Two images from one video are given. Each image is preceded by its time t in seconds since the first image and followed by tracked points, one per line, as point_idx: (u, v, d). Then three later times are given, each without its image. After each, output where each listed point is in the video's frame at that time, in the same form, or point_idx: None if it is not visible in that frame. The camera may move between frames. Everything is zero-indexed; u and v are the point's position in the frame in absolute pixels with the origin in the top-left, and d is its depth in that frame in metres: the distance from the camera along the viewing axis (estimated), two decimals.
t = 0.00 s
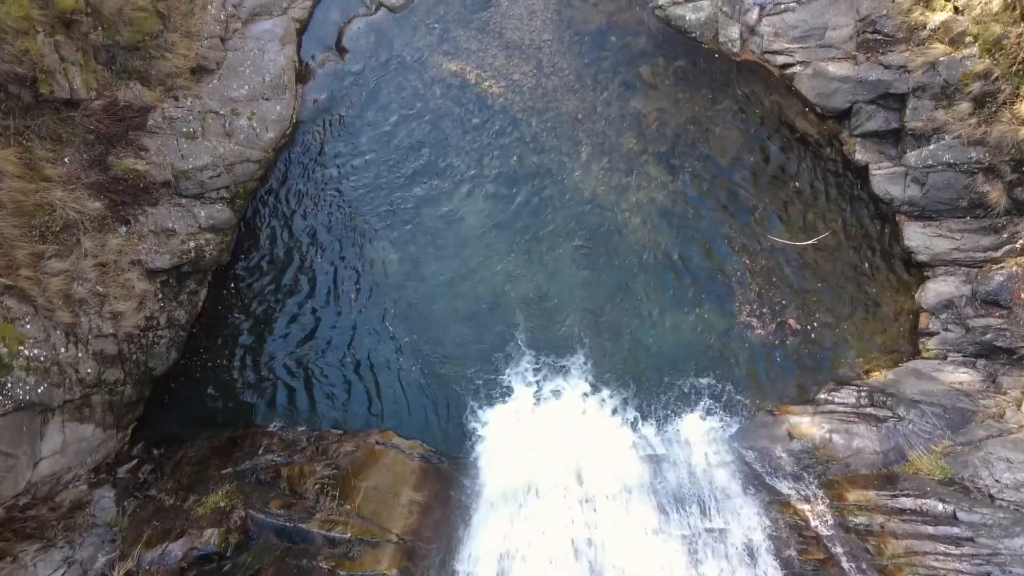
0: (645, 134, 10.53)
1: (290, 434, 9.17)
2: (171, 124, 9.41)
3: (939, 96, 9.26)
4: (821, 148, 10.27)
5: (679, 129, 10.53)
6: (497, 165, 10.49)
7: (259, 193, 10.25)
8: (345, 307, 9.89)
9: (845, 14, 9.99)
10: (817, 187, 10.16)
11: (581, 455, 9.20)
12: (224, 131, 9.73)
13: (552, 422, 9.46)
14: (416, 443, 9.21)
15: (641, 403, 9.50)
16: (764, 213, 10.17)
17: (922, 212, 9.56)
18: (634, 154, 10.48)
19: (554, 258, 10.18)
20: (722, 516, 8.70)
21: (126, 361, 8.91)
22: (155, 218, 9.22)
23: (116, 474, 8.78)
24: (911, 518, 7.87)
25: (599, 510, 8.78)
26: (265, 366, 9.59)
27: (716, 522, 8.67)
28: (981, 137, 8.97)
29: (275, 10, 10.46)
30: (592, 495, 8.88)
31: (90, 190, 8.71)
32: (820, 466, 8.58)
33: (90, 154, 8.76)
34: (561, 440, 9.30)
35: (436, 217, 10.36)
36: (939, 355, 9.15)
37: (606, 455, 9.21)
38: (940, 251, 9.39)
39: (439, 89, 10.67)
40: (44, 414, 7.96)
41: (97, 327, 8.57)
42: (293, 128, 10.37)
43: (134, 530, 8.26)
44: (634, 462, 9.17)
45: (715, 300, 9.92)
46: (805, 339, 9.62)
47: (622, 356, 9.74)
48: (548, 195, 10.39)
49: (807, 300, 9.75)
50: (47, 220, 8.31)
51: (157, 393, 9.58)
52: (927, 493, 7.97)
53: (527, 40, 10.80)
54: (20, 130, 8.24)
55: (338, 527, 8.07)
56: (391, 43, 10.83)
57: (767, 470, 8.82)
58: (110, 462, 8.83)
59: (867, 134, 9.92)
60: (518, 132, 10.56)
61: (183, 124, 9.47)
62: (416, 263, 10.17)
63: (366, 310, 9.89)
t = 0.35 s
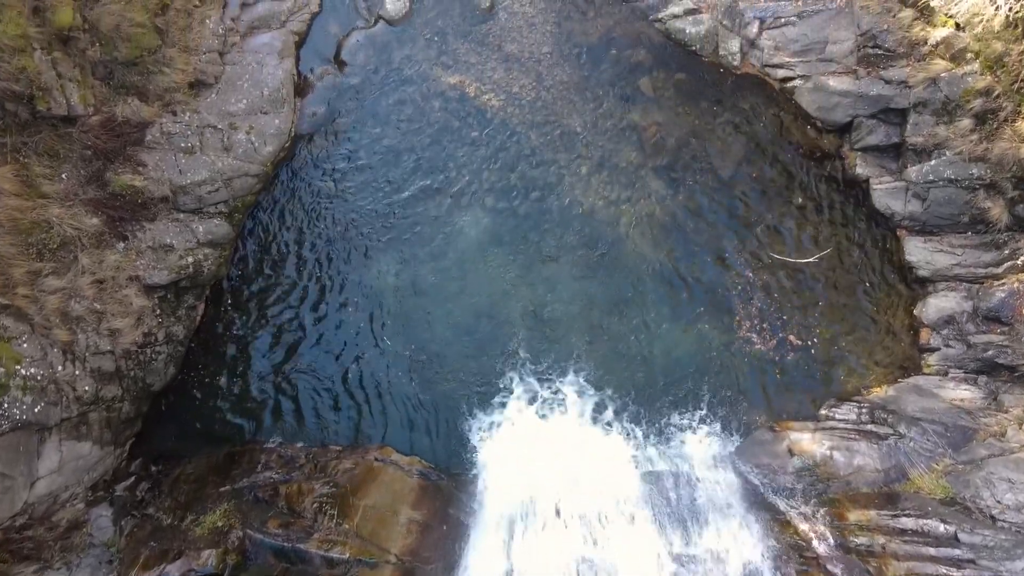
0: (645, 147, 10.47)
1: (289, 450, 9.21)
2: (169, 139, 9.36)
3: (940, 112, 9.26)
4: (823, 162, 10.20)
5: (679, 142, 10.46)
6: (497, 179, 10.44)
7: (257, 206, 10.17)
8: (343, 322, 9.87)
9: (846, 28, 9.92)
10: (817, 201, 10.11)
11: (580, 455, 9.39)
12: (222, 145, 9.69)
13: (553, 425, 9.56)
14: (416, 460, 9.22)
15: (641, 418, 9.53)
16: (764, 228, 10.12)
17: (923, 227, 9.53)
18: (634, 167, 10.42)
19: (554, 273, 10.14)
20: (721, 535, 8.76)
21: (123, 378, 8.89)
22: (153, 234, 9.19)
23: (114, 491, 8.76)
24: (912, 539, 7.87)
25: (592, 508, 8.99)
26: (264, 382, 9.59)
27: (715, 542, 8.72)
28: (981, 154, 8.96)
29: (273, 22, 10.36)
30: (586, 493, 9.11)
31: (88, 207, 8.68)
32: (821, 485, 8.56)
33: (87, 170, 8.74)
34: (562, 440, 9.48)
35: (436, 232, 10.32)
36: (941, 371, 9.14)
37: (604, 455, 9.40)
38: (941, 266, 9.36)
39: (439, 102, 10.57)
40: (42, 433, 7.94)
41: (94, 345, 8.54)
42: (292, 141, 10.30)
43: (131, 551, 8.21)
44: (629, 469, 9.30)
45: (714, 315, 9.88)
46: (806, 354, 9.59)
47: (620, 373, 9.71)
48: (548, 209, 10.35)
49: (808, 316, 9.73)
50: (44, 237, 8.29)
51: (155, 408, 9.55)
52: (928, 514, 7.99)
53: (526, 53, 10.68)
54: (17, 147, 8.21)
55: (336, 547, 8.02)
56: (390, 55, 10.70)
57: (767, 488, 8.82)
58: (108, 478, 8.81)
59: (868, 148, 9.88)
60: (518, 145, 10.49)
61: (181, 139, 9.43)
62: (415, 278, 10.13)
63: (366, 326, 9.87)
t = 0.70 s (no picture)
0: (645, 161, 10.43)
1: (287, 467, 9.22)
2: (167, 154, 9.31)
3: (941, 128, 9.23)
4: (823, 175, 10.17)
5: (679, 156, 10.41)
6: (496, 193, 10.39)
7: (255, 221, 10.13)
8: (342, 337, 9.85)
9: (846, 43, 9.90)
10: (817, 216, 10.08)
11: (580, 455, 9.47)
12: (221, 160, 9.63)
13: (553, 429, 9.59)
14: (414, 477, 9.23)
15: (641, 433, 9.51)
16: (764, 242, 10.08)
17: (925, 242, 9.49)
18: (635, 181, 10.38)
19: (553, 287, 10.10)
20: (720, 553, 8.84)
21: (121, 395, 8.87)
22: (151, 250, 9.15)
23: (112, 509, 8.75)
24: (913, 559, 7.88)
25: (586, 509, 9.09)
26: (263, 398, 9.58)
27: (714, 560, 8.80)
28: (983, 172, 8.88)
29: (272, 36, 10.30)
30: (582, 494, 9.21)
31: (86, 224, 8.64)
32: (822, 504, 8.57)
33: (85, 186, 8.70)
34: (562, 440, 9.55)
35: (435, 246, 10.28)
36: (942, 388, 9.13)
37: (603, 456, 9.46)
38: (942, 282, 9.32)
39: (438, 116, 10.54)
40: (38, 452, 7.91)
41: (91, 362, 8.51)
42: (291, 155, 10.25)
43: (129, 571, 8.23)
44: (626, 473, 9.37)
45: (715, 330, 9.85)
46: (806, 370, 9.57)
47: (621, 390, 9.68)
48: (548, 222, 10.31)
49: (808, 331, 9.70)
50: (41, 255, 8.25)
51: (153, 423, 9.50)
52: (929, 534, 8.00)
53: (526, 66, 10.64)
54: (14, 164, 8.16)
55: (335, 567, 8.06)
56: (389, 68, 10.66)
57: (768, 508, 8.83)
58: (106, 496, 8.78)
59: (868, 163, 9.84)
60: (518, 159, 10.44)
61: (179, 154, 9.37)
62: (414, 293, 10.09)
63: (366, 341, 9.85)
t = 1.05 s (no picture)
0: (645, 175, 10.38)
1: (285, 485, 9.19)
2: (166, 171, 9.27)
3: (942, 145, 9.18)
4: (824, 190, 10.12)
5: (679, 171, 10.36)
6: (496, 208, 10.34)
7: (254, 236, 10.09)
8: (342, 353, 9.80)
9: (847, 59, 9.88)
10: (818, 231, 10.03)
11: (579, 466, 9.49)
12: (220, 176, 9.60)
13: (553, 440, 9.59)
14: (413, 495, 9.20)
15: (641, 450, 9.49)
16: (765, 258, 10.04)
17: (925, 258, 9.47)
18: (635, 196, 10.33)
19: (553, 303, 10.06)
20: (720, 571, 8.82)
21: (119, 413, 8.83)
22: (149, 267, 9.11)
23: (109, 529, 8.79)
24: None
25: (586, 519, 9.14)
26: (262, 415, 9.53)
27: None
28: (985, 189, 8.87)
29: (271, 50, 10.25)
30: (581, 504, 9.26)
31: (83, 242, 8.61)
32: (822, 523, 8.57)
33: (83, 204, 8.67)
34: (562, 451, 9.56)
35: (434, 261, 10.22)
36: (944, 406, 9.11)
37: (601, 462, 9.50)
38: (944, 298, 9.29)
39: (438, 130, 10.48)
40: (36, 472, 7.86)
41: (89, 381, 8.48)
42: (289, 170, 10.20)
43: None
44: (623, 480, 9.42)
45: (715, 346, 9.82)
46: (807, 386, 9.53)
47: (621, 406, 9.64)
48: (548, 237, 10.25)
49: (809, 348, 9.66)
50: (39, 274, 8.25)
51: (152, 440, 9.48)
52: (930, 555, 7.94)
53: (525, 81, 10.59)
54: (12, 182, 8.17)
55: None
56: (388, 83, 10.63)
57: (769, 527, 8.83)
58: (103, 515, 8.81)
59: (869, 179, 9.80)
60: (518, 174, 10.38)
61: (178, 171, 9.33)
62: (413, 309, 10.04)
63: (366, 357, 9.81)
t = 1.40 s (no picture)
0: (645, 191, 10.34)
1: (284, 504, 9.14)
2: (164, 189, 9.23)
3: (943, 163, 9.17)
4: (825, 206, 10.08)
5: (679, 186, 10.32)
6: (495, 223, 10.29)
7: (253, 252, 10.06)
8: (341, 370, 9.77)
9: (847, 76, 9.83)
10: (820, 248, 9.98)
11: (580, 484, 9.44)
12: (218, 193, 9.54)
13: (554, 458, 9.54)
14: (413, 513, 9.17)
15: (640, 468, 9.45)
16: (765, 274, 9.99)
17: (927, 275, 9.43)
18: (634, 211, 10.29)
19: (553, 319, 10.00)
20: None
21: (117, 432, 8.79)
22: (147, 285, 9.07)
23: (106, 549, 8.71)
24: None
25: (586, 538, 9.10)
26: (261, 433, 9.50)
27: None
28: (987, 209, 8.88)
29: (270, 65, 10.22)
30: (581, 521, 9.22)
31: (80, 260, 8.58)
32: (825, 544, 8.54)
33: (80, 222, 8.64)
34: (563, 469, 9.50)
35: (434, 276, 10.18)
36: (945, 424, 9.05)
37: (602, 479, 9.44)
38: (946, 316, 9.26)
39: (437, 145, 10.44)
40: (33, 494, 7.84)
41: (86, 401, 8.43)
42: (288, 186, 10.16)
43: None
44: (623, 498, 9.36)
45: (715, 362, 9.77)
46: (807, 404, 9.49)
47: (622, 423, 9.61)
48: (548, 253, 10.20)
49: (810, 365, 9.62)
50: (36, 294, 8.18)
51: (149, 458, 9.46)
52: None
53: (525, 95, 10.56)
54: (9, 203, 8.07)
55: None
56: (388, 97, 10.60)
57: (771, 547, 8.79)
58: (100, 535, 8.75)
59: (870, 196, 9.77)
60: (517, 190, 10.33)
61: (176, 188, 9.29)
62: (413, 324, 10.00)
63: (366, 373, 9.78)
